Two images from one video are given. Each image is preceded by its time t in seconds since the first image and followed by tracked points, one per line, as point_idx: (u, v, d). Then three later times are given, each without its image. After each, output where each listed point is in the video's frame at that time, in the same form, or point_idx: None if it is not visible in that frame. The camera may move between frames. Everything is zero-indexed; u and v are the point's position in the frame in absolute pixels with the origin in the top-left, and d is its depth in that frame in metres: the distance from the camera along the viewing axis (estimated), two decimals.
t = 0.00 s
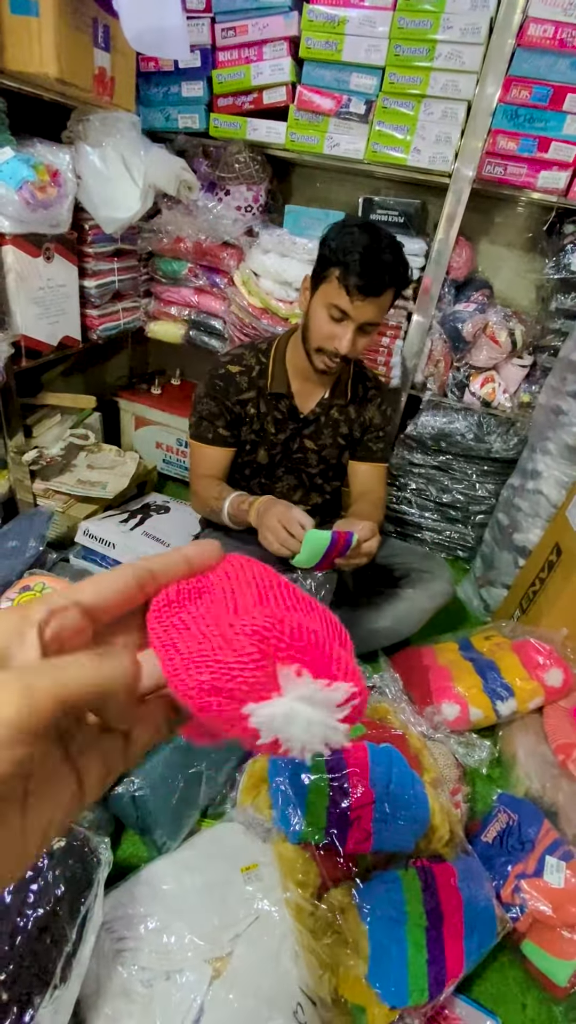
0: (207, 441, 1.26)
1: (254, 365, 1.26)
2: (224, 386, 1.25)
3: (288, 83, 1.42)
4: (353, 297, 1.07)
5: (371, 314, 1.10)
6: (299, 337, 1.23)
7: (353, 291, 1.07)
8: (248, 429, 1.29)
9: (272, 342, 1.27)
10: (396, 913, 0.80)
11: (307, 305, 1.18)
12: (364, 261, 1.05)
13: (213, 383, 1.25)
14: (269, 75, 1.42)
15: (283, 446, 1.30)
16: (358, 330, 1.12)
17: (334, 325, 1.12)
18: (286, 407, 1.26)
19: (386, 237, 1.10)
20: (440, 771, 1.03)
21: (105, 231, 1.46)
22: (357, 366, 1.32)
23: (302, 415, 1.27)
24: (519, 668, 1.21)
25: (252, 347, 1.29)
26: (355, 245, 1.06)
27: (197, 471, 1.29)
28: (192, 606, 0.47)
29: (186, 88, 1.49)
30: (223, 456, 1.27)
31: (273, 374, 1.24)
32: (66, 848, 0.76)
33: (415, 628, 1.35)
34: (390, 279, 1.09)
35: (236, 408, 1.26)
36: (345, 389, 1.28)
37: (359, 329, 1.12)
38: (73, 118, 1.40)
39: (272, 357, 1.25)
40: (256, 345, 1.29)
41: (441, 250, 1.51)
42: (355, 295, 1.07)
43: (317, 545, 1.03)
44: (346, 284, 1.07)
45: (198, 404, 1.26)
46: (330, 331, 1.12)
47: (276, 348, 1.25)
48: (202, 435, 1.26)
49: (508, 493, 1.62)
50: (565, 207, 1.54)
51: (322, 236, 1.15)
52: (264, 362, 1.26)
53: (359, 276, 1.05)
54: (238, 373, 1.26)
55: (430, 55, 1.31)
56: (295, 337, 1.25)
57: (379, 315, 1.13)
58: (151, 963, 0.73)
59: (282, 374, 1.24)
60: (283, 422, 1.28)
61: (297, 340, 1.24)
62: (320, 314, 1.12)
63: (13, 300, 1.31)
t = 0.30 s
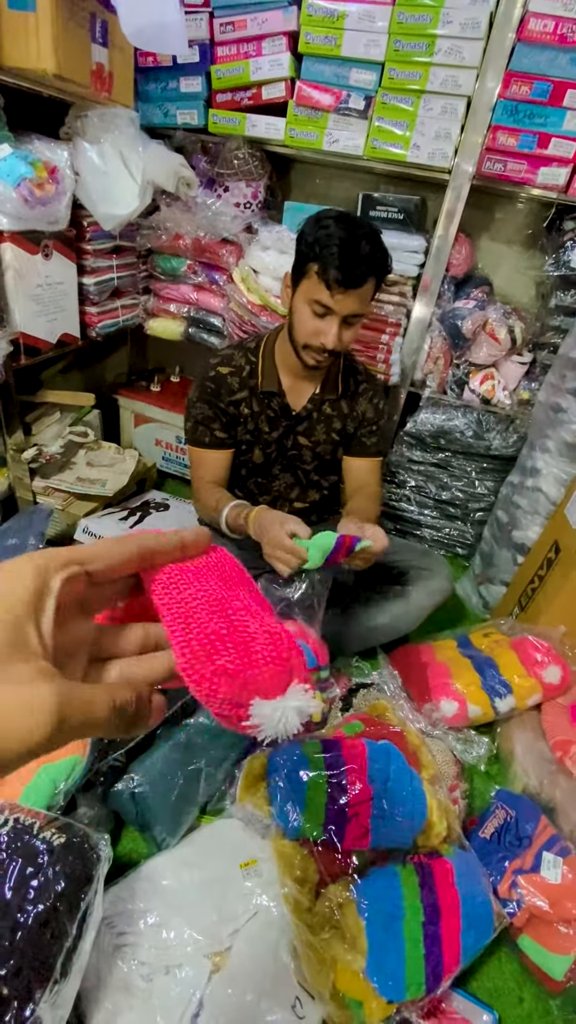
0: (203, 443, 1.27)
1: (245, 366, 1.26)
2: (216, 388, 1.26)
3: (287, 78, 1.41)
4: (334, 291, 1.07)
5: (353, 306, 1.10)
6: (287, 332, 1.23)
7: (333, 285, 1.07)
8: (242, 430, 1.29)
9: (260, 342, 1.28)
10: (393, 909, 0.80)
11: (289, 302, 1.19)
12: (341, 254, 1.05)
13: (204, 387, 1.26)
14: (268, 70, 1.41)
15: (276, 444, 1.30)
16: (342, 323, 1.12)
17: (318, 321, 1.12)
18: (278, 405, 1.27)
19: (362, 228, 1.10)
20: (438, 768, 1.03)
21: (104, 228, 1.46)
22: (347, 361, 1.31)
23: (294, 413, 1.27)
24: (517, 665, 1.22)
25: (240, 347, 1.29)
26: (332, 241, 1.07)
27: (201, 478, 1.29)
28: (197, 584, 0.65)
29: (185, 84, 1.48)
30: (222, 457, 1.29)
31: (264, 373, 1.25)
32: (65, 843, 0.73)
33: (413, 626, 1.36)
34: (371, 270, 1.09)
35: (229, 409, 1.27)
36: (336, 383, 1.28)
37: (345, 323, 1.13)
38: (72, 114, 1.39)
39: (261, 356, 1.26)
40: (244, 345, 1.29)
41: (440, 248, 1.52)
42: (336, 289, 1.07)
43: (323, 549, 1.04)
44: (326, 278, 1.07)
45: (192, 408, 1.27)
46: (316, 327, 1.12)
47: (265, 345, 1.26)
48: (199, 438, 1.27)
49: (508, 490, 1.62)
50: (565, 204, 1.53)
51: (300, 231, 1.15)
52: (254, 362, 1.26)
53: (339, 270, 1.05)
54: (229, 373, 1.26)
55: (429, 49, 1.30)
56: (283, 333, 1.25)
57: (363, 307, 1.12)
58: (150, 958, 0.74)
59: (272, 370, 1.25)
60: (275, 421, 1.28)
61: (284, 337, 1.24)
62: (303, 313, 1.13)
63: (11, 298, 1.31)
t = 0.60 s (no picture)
0: (197, 443, 1.25)
1: (238, 362, 1.24)
2: (208, 388, 1.24)
3: (289, 66, 1.39)
4: (326, 285, 1.05)
5: (347, 299, 1.08)
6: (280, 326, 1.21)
7: (325, 280, 1.05)
8: (238, 428, 1.27)
9: (254, 337, 1.26)
10: (399, 909, 0.79)
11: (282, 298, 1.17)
12: (331, 246, 1.03)
13: (197, 386, 1.24)
14: (269, 58, 1.39)
15: (273, 441, 1.28)
16: (337, 318, 1.10)
17: (311, 316, 1.10)
18: (273, 403, 1.25)
19: (353, 219, 1.08)
20: (442, 765, 1.03)
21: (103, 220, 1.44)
22: (344, 354, 1.29)
23: (291, 409, 1.25)
24: (521, 662, 1.21)
25: (233, 344, 1.27)
26: (321, 233, 1.04)
27: (195, 478, 1.28)
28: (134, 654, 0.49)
29: (184, 72, 1.46)
30: (216, 457, 1.27)
31: (257, 371, 1.23)
32: (68, 843, 0.71)
33: (417, 621, 1.35)
34: (363, 261, 1.07)
35: (222, 409, 1.25)
36: (333, 378, 1.26)
37: (339, 317, 1.11)
38: (69, 102, 1.37)
39: (255, 353, 1.24)
40: (238, 340, 1.27)
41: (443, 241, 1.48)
42: (328, 284, 1.05)
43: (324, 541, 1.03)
44: (317, 273, 1.05)
45: (185, 408, 1.25)
46: (309, 323, 1.10)
47: (258, 340, 1.24)
48: (192, 437, 1.25)
49: (510, 486, 1.61)
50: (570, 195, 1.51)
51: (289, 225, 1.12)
52: (247, 358, 1.24)
53: (330, 263, 1.03)
54: (222, 373, 1.24)
55: (433, 37, 1.28)
56: (277, 328, 1.23)
57: (356, 299, 1.10)
58: (155, 958, 0.73)
59: (266, 367, 1.23)
60: (271, 418, 1.26)
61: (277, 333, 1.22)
62: (296, 309, 1.11)
63: (9, 291, 1.29)
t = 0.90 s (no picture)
0: (197, 437, 1.24)
1: (238, 355, 1.22)
2: (209, 381, 1.22)
3: (288, 51, 1.36)
4: (329, 275, 1.04)
5: (349, 290, 1.07)
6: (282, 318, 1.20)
7: (327, 271, 1.03)
8: (239, 421, 1.26)
9: (254, 328, 1.24)
10: (402, 902, 0.80)
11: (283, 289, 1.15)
12: (332, 237, 1.02)
13: (197, 379, 1.22)
14: (268, 43, 1.36)
15: (274, 434, 1.27)
16: (339, 309, 1.09)
17: (313, 307, 1.09)
18: (275, 396, 1.23)
19: (356, 209, 1.07)
20: (444, 759, 1.02)
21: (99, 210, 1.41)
22: (347, 345, 1.27)
23: (293, 403, 1.24)
24: (522, 655, 1.21)
25: (233, 336, 1.26)
26: (323, 221, 1.03)
27: (194, 472, 1.27)
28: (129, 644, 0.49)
29: (181, 58, 1.43)
30: (216, 451, 1.26)
31: (258, 364, 1.21)
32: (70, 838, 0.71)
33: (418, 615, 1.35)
34: (366, 251, 1.05)
35: (224, 400, 1.23)
36: (335, 371, 1.24)
37: (341, 308, 1.09)
38: (63, 89, 1.33)
39: (255, 344, 1.22)
40: (237, 332, 1.26)
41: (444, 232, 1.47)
42: (330, 274, 1.04)
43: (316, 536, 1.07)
44: (319, 263, 1.03)
45: (185, 401, 1.23)
46: (311, 314, 1.09)
47: (258, 331, 1.22)
48: (191, 431, 1.24)
49: (511, 479, 1.60)
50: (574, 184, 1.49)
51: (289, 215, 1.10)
52: (247, 350, 1.23)
53: (333, 254, 1.02)
54: (223, 365, 1.22)
55: (435, 21, 1.25)
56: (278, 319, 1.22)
57: (358, 291, 1.09)
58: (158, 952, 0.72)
59: (269, 361, 1.21)
60: (273, 411, 1.25)
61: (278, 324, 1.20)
62: (297, 299, 1.09)
63: (5, 282, 1.28)
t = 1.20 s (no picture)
0: (194, 423, 1.21)
1: (238, 340, 1.20)
2: (208, 366, 1.19)
3: (283, 29, 1.33)
4: (333, 259, 1.02)
5: (355, 274, 1.04)
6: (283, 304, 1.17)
7: (332, 253, 1.01)
8: (237, 410, 1.23)
9: (254, 314, 1.22)
10: (405, 898, 0.78)
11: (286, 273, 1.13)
12: (339, 217, 0.99)
13: (196, 364, 1.20)
14: (262, 21, 1.33)
15: (273, 424, 1.25)
16: (343, 294, 1.06)
17: (316, 291, 1.06)
18: (274, 384, 1.21)
19: (362, 192, 1.04)
20: (444, 751, 1.01)
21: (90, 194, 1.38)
22: (348, 334, 1.26)
23: (292, 392, 1.22)
24: (522, 646, 1.20)
25: (234, 320, 1.23)
26: (331, 204, 1.00)
27: (191, 459, 1.24)
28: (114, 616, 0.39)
29: (173, 36, 1.39)
30: (213, 439, 1.23)
31: (258, 350, 1.19)
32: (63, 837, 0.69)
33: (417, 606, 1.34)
34: (371, 235, 1.02)
35: (221, 387, 1.21)
36: (336, 361, 1.22)
37: (344, 293, 1.07)
38: (51, 67, 1.29)
39: (255, 330, 1.20)
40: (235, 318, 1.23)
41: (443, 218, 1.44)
42: (335, 257, 1.02)
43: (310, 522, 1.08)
44: (325, 246, 1.01)
45: (182, 386, 1.21)
46: (314, 299, 1.06)
47: (259, 316, 1.20)
48: (188, 417, 1.22)
49: (511, 469, 1.58)
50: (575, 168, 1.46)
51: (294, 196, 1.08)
52: (247, 335, 1.20)
53: (338, 235, 0.99)
54: (222, 351, 1.20)
55: None
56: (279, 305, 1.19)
57: (363, 275, 1.06)
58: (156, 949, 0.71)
59: (268, 349, 1.19)
60: (272, 400, 1.22)
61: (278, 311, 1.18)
62: (298, 283, 1.07)
63: None
